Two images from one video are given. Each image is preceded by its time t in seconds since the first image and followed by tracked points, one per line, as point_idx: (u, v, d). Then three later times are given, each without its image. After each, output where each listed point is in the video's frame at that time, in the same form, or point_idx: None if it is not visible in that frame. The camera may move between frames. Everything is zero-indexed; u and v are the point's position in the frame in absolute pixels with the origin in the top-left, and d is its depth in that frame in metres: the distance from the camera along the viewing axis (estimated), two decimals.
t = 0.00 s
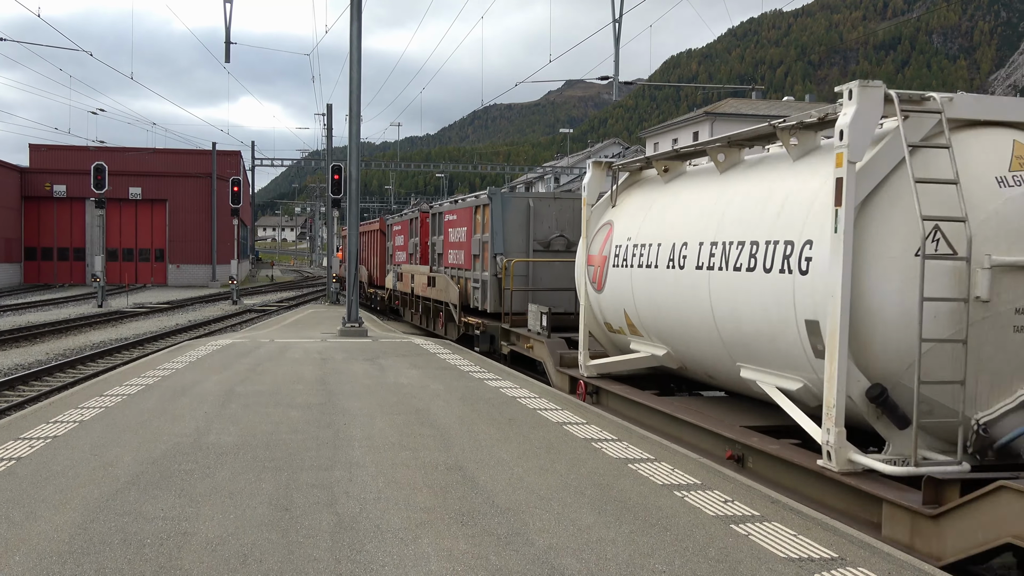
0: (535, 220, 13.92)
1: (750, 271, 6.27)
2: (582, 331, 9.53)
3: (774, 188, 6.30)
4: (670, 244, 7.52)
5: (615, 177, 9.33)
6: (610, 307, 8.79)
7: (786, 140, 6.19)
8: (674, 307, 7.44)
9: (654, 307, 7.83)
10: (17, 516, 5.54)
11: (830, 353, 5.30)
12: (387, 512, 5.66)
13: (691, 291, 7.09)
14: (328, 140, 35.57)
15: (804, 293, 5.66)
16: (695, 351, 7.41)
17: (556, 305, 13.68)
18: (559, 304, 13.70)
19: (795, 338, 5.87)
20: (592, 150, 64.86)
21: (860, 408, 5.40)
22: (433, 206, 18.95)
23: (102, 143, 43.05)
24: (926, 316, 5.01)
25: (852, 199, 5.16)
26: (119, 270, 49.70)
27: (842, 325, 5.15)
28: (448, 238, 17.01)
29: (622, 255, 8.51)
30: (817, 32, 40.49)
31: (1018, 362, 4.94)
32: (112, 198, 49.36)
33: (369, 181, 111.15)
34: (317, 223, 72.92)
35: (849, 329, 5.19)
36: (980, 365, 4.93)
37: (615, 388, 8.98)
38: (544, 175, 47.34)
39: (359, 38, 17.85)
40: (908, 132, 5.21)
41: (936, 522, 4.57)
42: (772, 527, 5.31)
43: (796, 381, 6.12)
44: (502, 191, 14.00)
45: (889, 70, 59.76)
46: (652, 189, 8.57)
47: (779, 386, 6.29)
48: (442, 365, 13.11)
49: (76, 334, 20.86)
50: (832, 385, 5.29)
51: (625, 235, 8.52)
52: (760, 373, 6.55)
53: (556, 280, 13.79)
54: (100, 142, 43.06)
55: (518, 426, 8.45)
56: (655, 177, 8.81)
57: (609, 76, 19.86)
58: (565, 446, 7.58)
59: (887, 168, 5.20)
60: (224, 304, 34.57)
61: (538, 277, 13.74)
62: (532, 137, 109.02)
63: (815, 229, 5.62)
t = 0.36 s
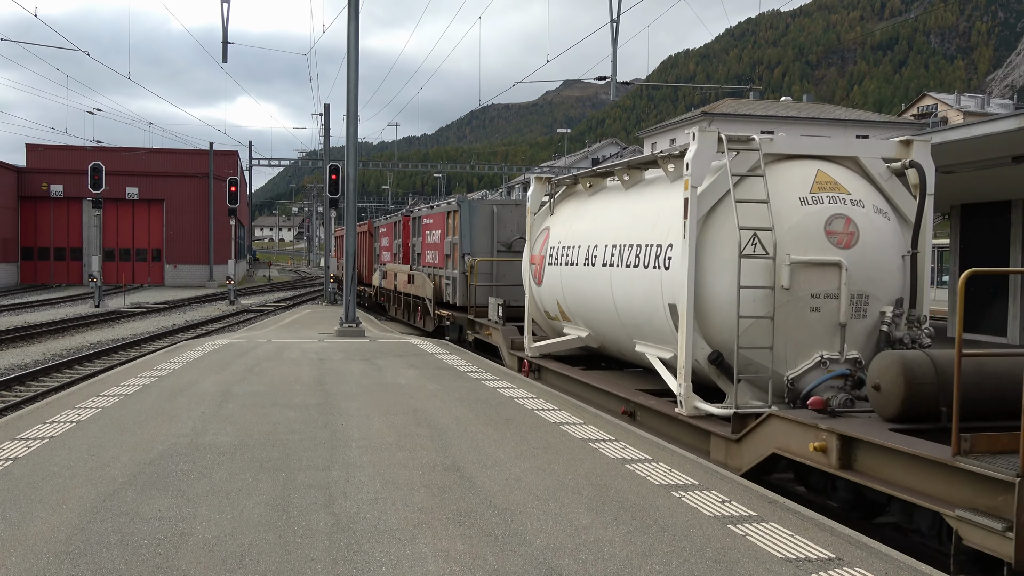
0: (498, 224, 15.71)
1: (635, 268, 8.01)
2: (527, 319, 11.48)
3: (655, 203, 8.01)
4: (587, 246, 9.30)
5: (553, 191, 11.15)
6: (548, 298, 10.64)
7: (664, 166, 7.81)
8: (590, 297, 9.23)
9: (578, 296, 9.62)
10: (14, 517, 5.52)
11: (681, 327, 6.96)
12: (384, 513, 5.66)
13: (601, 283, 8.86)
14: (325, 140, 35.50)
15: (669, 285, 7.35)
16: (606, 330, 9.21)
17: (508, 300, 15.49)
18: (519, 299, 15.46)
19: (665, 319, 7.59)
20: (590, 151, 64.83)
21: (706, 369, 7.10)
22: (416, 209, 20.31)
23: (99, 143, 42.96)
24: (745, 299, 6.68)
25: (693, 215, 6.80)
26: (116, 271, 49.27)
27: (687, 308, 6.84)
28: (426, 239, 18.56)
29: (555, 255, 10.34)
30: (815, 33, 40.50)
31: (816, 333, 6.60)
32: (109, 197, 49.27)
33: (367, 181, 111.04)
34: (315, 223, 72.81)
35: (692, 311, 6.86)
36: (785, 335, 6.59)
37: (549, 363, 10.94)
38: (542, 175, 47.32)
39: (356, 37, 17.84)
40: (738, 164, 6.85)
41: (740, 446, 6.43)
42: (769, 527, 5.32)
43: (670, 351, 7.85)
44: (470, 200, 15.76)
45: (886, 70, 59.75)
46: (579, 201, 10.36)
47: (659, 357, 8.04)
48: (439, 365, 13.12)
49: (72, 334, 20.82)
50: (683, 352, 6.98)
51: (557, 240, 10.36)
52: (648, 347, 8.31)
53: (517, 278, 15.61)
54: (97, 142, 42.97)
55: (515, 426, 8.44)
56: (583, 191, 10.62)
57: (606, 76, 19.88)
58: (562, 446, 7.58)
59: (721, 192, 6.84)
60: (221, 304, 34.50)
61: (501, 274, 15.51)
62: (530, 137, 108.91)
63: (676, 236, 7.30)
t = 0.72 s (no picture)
0: (470, 228, 17.56)
1: (563, 266, 9.77)
2: (487, 310, 13.42)
3: (580, 212, 9.79)
4: (530, 247, 11.11)
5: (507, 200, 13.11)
6: (502, 291, 12.46)
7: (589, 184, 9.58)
8: (532, 291, 11.02)
9: (523, 290, 11.47)
10: (12, 517, 5.54)
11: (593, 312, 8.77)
12: (382, 513, 5.68)
13: (538, 278, 10.67)
14: (324, 141, 35.48)
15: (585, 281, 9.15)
16: (545, 319, 11.02)
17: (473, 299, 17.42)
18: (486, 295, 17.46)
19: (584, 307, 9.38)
20: (588, 151, 64.85)
21: (614, 346, 8.87)
22: (401, 212, 22.21)
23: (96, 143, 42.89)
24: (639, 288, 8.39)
25: (600, 223, 8.54)
26: (114, 271, 49.60)
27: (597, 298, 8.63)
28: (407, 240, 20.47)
29: (506, 255, 12.19)
30: (813, 33, 40.50)
31: (696, 318, 8.35)
32: (107, 198, 49.26)
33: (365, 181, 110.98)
34: (313, 224, 72.69)
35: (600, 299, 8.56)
36: (673, 318, 8.31)
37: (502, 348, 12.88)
38: (540, 175, 47.27)
39: (354, 37, 17.84)
40: (638, 182, 8.58)
41: (629, 402, 8.39)
42: (767, 527, 5.33)
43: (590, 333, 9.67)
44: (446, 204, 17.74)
45: (884, 71, 59.71)
46: (529, 208, 12.20)
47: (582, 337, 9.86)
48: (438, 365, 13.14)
49: (71, 335, 20.84)
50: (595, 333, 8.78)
51: (508, 243, 12.23)
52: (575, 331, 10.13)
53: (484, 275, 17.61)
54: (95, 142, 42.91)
55: (513, 426, 8.46)
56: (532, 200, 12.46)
57: (604, 77, 19.89)
58: (560, 446, 7.60)
59: (623, 206, 8.59)
60: (219, 305, 34.46)
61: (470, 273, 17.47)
62: (528, 137, 108.80)
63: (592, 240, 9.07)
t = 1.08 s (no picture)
0: (445, 231, 19.87)
1: (513, 263, 11.49)
2: (455, 303, 15.11)
3: (526, 219, 11.54)
4: (487, 247, 12.88)
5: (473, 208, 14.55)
6: (467, 286, 14.23)
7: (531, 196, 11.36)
8: (489, 285, 12.81)
9: (481, 284, 13.24)
10: (9, 517, 5.52)
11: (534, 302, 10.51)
12: (380, 513, 5.66)
13: (493, 275, 12.48)
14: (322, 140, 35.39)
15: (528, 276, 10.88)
16: (503, 309, 12.71)
17: (448, 292, 19.30)
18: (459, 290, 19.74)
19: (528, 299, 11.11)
20: (586, 151, 64.85)
21: (551, 331, 10.59)
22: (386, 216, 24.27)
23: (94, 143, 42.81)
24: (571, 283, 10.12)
25: (540, 228, 10.30)
26: (112, 270, 49.54)
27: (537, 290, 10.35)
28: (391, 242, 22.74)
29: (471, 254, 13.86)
30: (810, 33, 40.45)
31: (618, 307, 10.07)
32: (104, 198, 49.21)
33: (363, 181, 110.85)
34: (311, 223, 72.58)
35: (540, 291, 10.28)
36: (599, 306, 10.03)
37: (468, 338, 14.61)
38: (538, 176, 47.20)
39: (352, 38, 17.83)
40: (572, 194, 10.32)
41: (560, 373, 10.22)
42: (765, 528, 5.32)
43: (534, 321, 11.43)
44: (425, 210, 20.24)
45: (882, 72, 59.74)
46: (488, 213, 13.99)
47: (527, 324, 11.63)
48: (436, 365, 13.11)
49: (69, 334, 20.82)
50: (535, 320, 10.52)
51: (473, 244, 13.83)
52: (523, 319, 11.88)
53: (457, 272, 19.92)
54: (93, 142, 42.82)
55: (511, 426, 8.44)
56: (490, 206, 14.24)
57: (603, 77, 19.88)
58: (558, 446, 7.58)
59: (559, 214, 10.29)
60: (217, 305, 34.37)
61: (446, 271, 19.74)
62: (526, 137, 108.67)
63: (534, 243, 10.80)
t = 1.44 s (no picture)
0: (425, 232, 21.75)
1: (477, 261, 13.46)
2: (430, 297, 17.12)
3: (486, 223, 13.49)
4: (456, 248, 14.87)
5: (445, 212, 16.90)
6: (439, 282, 16.24)
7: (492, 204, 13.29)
8: (457, 281, 14.79)
9: (451, 281, 15.23)
10: (7, 516, 5.50)
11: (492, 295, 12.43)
12: (378, 513, 5.65)
13: (460, 272, 14.49)
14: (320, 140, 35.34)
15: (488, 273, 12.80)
16: (470, 303, 14.58)
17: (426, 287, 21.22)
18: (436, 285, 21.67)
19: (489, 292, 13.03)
20: (583, 151, 64.89)
21: (506, 318, 12.52)
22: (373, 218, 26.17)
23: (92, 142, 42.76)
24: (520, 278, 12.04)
25: (495, 230, 12.13)
26: (110, 269, 49.50)
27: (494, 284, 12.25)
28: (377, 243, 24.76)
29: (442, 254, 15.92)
30: (808, 34, 40.47)
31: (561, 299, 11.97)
32: (102, 197, 49.14)
33: (361, 181, 110.81)
34: (309, 223, 72.41)
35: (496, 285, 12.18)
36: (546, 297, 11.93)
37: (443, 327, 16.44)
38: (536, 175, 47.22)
39: (351, 37, 17.81)
40: (524, 202, 12.16)
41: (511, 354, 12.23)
42: (763, 528, 5.33)
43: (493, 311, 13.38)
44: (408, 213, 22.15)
45: (880, 72, 59.73)
46: (458, 218, 15.99)
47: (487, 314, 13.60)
48: (434, 365, 13.09)
49: (66, 333, 20.79)
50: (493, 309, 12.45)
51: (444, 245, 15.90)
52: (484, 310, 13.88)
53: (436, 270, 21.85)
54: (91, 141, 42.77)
55: (509, 426, 8.42)
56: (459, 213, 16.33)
57: (601, 77, 19.90)
58: (556, 446, 7.57)
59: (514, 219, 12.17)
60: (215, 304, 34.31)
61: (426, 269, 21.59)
62: (525, 137, 108.49)
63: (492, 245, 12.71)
